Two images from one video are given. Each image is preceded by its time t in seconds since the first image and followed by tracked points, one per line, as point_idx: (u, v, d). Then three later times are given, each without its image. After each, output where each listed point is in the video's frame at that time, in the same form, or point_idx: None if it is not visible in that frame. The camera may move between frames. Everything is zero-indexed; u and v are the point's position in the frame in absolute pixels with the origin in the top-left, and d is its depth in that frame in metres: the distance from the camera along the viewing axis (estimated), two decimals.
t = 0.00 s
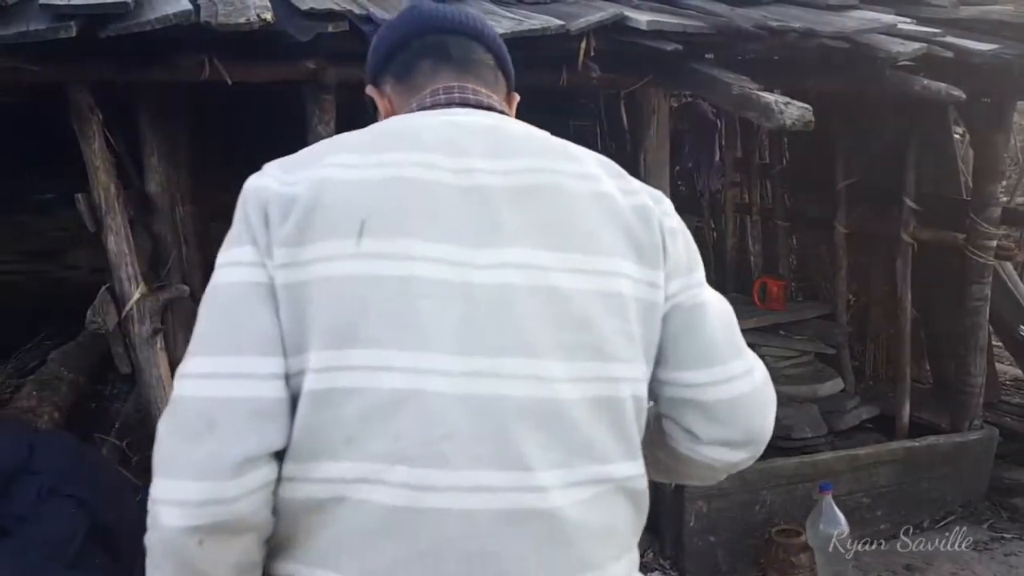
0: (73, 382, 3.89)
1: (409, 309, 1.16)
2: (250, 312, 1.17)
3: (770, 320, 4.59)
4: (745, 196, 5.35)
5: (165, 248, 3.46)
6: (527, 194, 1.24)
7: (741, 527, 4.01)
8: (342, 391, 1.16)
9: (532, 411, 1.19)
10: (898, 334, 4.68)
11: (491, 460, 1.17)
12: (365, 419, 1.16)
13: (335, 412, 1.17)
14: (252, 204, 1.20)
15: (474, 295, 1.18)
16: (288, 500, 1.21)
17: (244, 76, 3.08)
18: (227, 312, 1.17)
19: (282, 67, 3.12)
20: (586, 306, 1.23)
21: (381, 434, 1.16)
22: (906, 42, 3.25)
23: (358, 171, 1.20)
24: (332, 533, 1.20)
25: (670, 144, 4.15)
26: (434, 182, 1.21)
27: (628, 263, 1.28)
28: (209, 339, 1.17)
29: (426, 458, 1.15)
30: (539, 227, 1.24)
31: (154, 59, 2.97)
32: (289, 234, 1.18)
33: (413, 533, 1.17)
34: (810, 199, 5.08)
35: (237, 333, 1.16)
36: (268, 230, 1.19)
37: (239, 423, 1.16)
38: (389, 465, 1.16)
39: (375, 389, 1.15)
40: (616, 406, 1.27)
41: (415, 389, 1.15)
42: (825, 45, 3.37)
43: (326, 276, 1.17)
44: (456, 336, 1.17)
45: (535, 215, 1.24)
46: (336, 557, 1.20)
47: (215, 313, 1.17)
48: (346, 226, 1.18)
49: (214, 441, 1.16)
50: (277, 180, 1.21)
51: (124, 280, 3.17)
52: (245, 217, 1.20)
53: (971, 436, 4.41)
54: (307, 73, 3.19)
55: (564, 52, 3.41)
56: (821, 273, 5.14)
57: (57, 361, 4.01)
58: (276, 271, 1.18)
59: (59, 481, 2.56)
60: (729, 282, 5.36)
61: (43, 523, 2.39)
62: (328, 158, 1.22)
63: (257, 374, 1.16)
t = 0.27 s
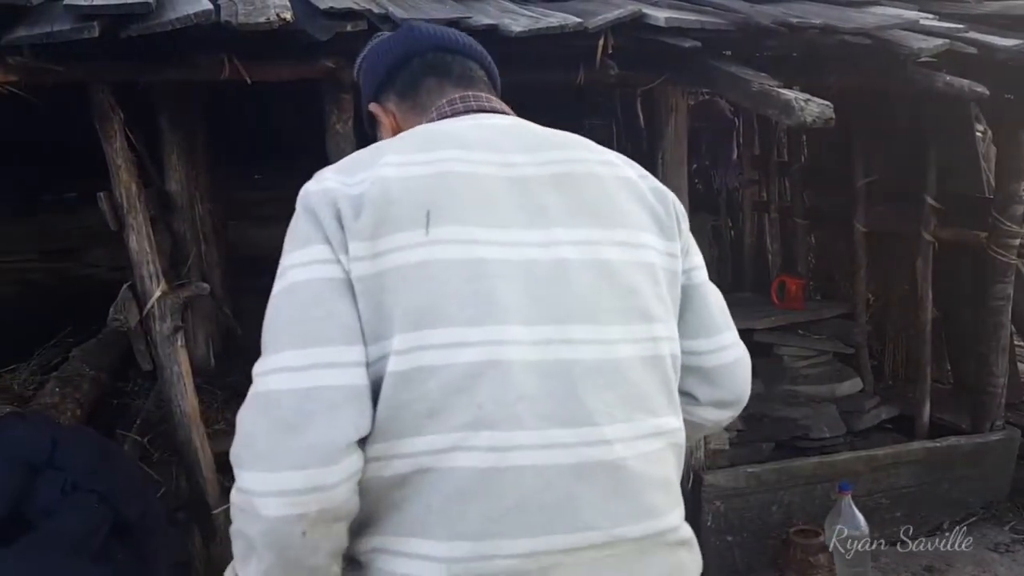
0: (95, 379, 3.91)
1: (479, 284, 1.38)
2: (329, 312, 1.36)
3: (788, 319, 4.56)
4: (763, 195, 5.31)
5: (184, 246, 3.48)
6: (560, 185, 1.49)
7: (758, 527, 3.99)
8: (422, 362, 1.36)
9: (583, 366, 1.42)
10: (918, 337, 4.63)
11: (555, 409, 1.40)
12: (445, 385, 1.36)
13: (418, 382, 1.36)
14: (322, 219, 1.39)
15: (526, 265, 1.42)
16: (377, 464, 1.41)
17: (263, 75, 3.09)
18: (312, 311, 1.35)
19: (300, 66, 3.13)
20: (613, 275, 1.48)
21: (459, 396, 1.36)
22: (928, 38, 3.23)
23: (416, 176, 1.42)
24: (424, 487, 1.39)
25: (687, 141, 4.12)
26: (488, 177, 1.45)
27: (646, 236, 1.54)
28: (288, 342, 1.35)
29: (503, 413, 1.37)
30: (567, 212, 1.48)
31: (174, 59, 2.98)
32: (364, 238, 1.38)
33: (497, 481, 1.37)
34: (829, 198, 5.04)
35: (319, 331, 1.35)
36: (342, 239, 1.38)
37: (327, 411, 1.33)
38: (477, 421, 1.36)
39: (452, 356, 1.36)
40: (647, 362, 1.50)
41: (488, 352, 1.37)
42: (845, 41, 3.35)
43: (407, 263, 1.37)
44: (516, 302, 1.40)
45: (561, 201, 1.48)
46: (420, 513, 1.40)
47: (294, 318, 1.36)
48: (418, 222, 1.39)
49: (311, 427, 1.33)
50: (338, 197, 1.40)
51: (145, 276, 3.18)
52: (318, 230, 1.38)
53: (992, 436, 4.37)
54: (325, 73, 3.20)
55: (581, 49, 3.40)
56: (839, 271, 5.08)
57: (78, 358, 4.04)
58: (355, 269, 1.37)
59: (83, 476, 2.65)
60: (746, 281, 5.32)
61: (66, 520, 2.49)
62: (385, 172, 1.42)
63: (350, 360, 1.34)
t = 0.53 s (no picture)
0: (116, 374, 3.93)
1: (478, 284, 1.53)
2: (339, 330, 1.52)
3: (810, 318, 4.52)
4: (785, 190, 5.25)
5: (203, 243, 3.49)
6: (537, 195, 1.64)
7: (780, 527, 3.95)
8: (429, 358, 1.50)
9: (576, 353, 1.56)
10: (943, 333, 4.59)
11: (553, 392, 1.54)
12: (451, 375, 1.50)
13: (429, 378, 1.50)
14: (331, 250, 1.53)
15: (521, 261, 1.57)
16: (390, 461, 1.55)
17: (283, 71, 3.10)
18: (313, 343, 1.51)
19: (319, 62, 3.13)
20: (598, 268, 1.64)
21: (465, 385, 1.50)
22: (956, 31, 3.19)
23: (415, 196, 1.56)
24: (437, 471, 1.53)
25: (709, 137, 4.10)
26: (474, 195, 1.60)
27: (614, 233, 1.71)
28: (297, 358, 1.53)
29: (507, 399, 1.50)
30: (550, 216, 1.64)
31: (194, 55, 2.99)
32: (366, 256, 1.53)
33: (508, 463, 1.51)
34: (851, 192, 5.05)
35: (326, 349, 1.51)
36: (351, 261, 1.52)
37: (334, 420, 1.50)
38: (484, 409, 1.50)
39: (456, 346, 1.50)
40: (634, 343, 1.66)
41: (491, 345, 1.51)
42: (870, 34, 3.31)
43: (412, 273, 1.52)
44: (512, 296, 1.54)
45: (545, 207, 1.64)
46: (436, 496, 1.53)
47: (302, 338, 1.53)
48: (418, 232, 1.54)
49: (319, 442, 1.52)
50: (341, 224, 1.54)
51: (166, 271, 3.19)
52: (317, 265, 1.53)
53: (1020, 438, 4.31)
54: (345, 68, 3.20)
55: (601, 43, 3.38)
56: (862, 267, 5.04)
57: (100, 354, 4.06)
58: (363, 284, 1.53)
59: (104, 470, 2.65)
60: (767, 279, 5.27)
61: (87, 516, 2.51)
62: (383, 196, 1.56)
63: (349, 386, 1.51)
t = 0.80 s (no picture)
0: (142, 367, 3.96)
1: (430, 250, 1.85)
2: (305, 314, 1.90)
3: (834, 316, 4.49)
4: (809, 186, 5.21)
5: (228, 238, 3.50)
6: (472, 181, 1.96)
7: (803, 527, 3.92)
8: (390, 315, 1.83)
9: (512, 309, 1.85)
10: (971, 330, 4.52)
11: (496, 337, 1.82)
12: (414, 328, 1.81)
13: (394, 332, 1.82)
14: (294, 251, 1.88)
15: (464, 230, 1.89)
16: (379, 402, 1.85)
17: (307, 67, 3.10)
18: (284, 336, 1.91)
19: (342, 58, 3.13)
20: (529, 230, 1.96)
21: (425, 335, 1.80)
22: (986, 24, 3.14)
23: (367, 190, 1.89)
24: (410, 409, 1.81)
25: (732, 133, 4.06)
26: (422, 184, 1.92)
27: (540, 204, 2.03)
28: (266, 342, 1.94)
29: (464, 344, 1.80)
30: (483, 192, 1.96)
31: (219, 52, 3.00)
32: (333, 244, 1.87)
33: (470, 396, 1.78)
34: (876, 189, 4.98)
35: (296, 329, 1.91)
36: (316, 253, 1.87)
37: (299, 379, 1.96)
38: (442, 353, 1.79)
39: (417, 300, 1.81)
40: (568, 290, 1.96)
41: (446, 298, 1.82)
42: (898, 28, 3.27)
43: (370, 252, 1.86)
44: (459, 257, 1.86)
45: (479, 186, 1.97)
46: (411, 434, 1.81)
47: (270, 322, 1.92)
48: (376, 217, 1.87)
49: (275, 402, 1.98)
50: (301, 226, 1.88)
51: (191, 265, 3.21)
52: (283, 266, 1.89)
53: None
54: (368, 64, 3.21)
55: (624, 38, 3.36)
56: (888, 265, 4.96)
57: (126, 347, 4.09)
58: (330, 268, 1.88)
59: (133, 463, 2.68)
60: (789, 277, 5.24)
61: (118, 509, 2.55)
62: (338, 196, 1.89)
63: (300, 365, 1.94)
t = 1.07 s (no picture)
0: (167, 362, 3.99)
1: (392, 213, 2.09)
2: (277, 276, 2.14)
3: (860, 314, 4.44)
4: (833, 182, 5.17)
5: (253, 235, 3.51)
6: (425, 158, 2.22)
7: (826, 527, 3.89)
8: (361, 271, 2.06)
9: (465, 264, 2.08)
10: (999, 329, 4.44)
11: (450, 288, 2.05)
12: (383, 282, 2.04)
13: (365, 288, 2.05)
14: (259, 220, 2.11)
15: (421, 195, 2.14)
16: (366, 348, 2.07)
17: (331, 63, 3.11)
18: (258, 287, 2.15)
19: (365, 55, 3.14)
20: (481, 197, 2.22)
21: (392, 288, 2.04)
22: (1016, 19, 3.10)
23: (330, 165, 2.13)
24: (382, 354, 2.04)
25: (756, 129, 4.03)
26: (382, 159, 2.17)
27: (487, 179, 2.28)
28: (233, 295, 2.20)
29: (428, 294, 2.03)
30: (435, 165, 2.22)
31: (245, 49, 3.01)
32: (302, 212, 2.10)
33: (435, 341, 2.01)
34: (902, 185, 4.91)
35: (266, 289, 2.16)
36: (285, 222, 2.10)
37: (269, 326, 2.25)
38: (404, 303, 2.03)
39: (385, 256, 2.05)
40: (519, 246, 2.21)
41: (410, 254, 2.06)
42: (925, 23, 3.23)
43: (337, 216, 2.09)
44: (420, 219, 2.10)
45: (431, 159, 2.23)
46: (388, 378, 2.05)
47: (242, 281, 2.17)
48: (343, 186, 2.10)
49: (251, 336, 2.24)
50: (267, 199, 2.12)
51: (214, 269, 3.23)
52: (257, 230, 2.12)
53: None
54: (392, 61, 3.21)
55: (648, 34, 3.34)
56: (914, 263, 4.89)
57: (151, 342, 4.13)
58: (298, 233, 2.12)
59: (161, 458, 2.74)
60: (812, 274, 5.20)
61: (144, 501, 2.63)
62: (302, 171, 2.14)
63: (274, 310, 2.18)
